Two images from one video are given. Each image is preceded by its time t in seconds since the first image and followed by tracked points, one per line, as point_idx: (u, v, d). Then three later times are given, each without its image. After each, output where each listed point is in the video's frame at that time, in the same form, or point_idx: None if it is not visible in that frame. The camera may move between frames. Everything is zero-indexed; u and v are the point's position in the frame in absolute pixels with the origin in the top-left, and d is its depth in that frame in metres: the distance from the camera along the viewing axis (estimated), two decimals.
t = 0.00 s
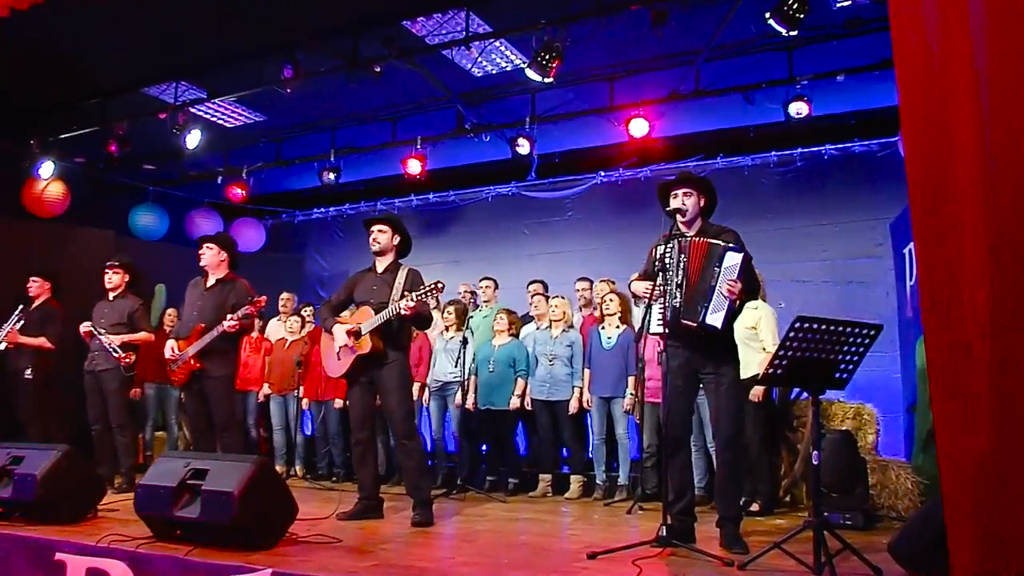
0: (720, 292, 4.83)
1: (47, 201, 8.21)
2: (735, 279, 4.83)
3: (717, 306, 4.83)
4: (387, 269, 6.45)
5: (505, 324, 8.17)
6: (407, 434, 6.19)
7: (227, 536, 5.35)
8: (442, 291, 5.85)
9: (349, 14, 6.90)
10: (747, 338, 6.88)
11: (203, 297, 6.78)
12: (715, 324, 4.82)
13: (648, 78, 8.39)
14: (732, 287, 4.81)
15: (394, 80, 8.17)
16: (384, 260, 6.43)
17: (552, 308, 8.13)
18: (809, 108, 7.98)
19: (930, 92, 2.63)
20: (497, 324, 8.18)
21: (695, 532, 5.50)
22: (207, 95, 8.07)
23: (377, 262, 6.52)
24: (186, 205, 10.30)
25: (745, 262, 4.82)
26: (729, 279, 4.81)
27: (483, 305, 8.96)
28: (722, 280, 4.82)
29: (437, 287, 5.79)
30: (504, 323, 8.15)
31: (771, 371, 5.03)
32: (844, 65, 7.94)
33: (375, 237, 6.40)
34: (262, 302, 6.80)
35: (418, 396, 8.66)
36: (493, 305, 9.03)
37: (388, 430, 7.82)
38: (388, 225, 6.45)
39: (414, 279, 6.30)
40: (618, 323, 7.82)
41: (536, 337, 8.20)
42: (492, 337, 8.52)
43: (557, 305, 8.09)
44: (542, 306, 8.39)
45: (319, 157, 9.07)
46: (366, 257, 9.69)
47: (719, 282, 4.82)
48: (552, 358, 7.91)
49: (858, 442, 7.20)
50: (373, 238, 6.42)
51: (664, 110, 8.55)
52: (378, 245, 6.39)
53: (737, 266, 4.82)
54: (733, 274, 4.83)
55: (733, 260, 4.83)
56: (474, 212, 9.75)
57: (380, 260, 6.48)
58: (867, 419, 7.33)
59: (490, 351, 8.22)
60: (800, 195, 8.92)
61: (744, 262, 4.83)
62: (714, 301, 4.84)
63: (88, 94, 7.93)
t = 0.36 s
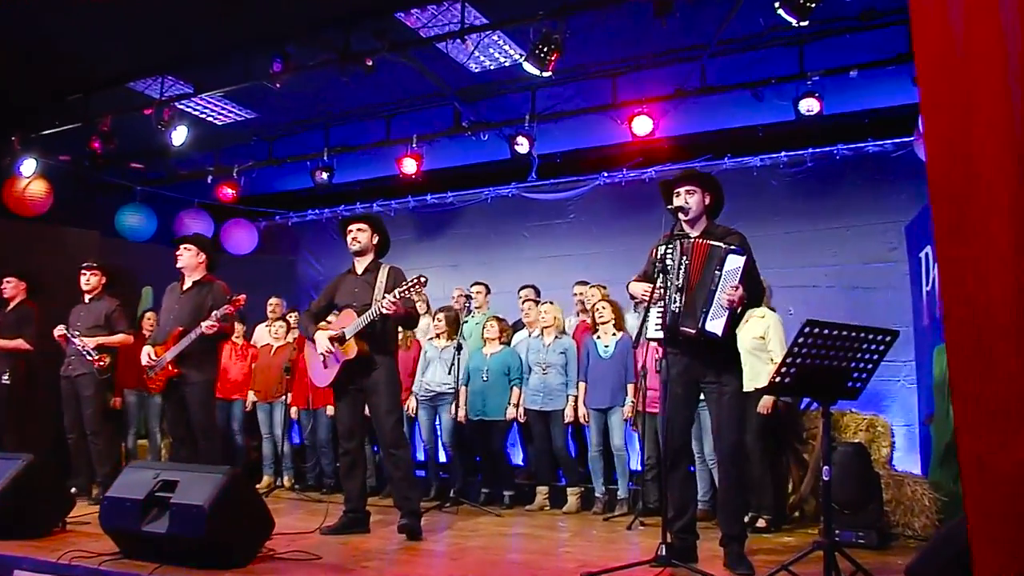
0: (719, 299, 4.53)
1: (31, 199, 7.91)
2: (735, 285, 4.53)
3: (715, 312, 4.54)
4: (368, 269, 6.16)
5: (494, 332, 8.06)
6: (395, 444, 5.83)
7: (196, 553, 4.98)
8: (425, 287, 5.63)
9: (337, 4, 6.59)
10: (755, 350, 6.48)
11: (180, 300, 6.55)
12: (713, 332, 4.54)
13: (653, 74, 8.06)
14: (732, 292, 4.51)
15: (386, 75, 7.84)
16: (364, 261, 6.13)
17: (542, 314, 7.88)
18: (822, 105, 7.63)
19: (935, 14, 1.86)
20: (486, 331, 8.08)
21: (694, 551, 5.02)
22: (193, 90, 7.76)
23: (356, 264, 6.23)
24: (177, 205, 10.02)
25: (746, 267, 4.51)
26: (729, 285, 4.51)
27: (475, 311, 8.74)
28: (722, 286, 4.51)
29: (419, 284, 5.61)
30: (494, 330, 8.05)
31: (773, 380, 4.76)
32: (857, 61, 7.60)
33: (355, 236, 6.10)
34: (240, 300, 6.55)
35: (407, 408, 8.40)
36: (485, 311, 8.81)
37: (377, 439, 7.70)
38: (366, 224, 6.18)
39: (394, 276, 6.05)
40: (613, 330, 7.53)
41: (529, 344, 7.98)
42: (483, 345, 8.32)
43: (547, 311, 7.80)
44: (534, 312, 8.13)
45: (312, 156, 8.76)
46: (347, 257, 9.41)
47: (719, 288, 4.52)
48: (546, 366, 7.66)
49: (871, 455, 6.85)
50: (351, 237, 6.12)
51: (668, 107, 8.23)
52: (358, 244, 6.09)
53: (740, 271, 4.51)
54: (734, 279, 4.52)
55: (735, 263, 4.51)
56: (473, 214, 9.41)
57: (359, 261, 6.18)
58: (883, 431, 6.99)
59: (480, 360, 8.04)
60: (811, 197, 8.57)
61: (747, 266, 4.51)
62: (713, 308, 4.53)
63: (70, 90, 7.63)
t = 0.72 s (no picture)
0: (723, 302, 4.24)
1: (9, 194, 7.57)
2: (743, 289, 4.22)
3: (718, 316, 4.25)
4: (356, 268, 5.81)
5: (490, 334, 7.74)
6: (384, 449, 5.46)
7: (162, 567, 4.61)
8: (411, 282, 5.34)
9: None
10: (761, 352, 6.14)
11: (156, 298, 6.23)
12: (714, 336, 4.24)
13: (656, 66, 7.72)
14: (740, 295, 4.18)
15: (378, 66, 7.50)
16: (353, 259, 5.78)
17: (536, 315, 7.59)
18: (833, 98, 7.28)
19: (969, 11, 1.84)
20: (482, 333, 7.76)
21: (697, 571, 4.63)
22: (178, 81, 7.40)
23: (345, 262, 5.88)
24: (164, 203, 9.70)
25: (757, 269, 4.22)
26: (736, 289, 4.22)
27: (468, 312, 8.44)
28: (729, 288, 4.22)
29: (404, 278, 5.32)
30: (490, 332, 7.74)
31: (782, 386, 4.47)
32: (871, 51, 7.24)
33: (345, 233, 5.77)
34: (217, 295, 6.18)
35: (398, 414, 8.06)
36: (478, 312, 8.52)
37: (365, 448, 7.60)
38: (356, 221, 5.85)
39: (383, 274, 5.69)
40: (611, 332, 7.22)
41: (523, 347, 7.64)
42: (477, 347, 8.02)
43: (542, 312, 7.50)
44: (528, 313, 7.82)
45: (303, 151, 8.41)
46: (334, 254, 9.08)
47: (725, 290, 4.23)
48: (541, 369, 7.32)
49: (884, 465, 6.49)
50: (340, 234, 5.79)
51: (672, 100, 7.89)
52: (348, 241, 5.75)
53: (749, 274, 4.21)
54: (743, 282, 4.21)
55: (745, 265, 4.22)
56: (470, 213, 9.08)
57: (347, 260, 5.84)
58: (900, 438, 6.63)
59: (475, 362, 7.71)
60: (821, 196, 8.22)
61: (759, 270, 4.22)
62: (716, 310, 4.25)
63: (49, 80, 7.28)
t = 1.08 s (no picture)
0: (721, 302, 4.00)
1: None
2: (744, 289, 3.96)
3: (717, 317, 4.01)
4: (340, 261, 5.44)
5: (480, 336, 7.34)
6: (365, 455, 5.09)
7: None
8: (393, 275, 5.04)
9: None
10: (762, 353, 5.79)
11: (128, 295, 5.87)
12: (711, 338, 4.02)
13: (655, 55, 7.39)
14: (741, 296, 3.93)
15: (364, 54, 7.15)
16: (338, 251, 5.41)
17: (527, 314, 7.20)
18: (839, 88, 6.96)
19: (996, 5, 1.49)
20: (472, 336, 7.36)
21: None
22: (154, 69, 7.03)
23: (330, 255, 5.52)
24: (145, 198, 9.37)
25: (759, 269, 3.96)
26: (736, 289, 3.96)
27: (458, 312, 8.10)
28: (729, 288, 3.97)
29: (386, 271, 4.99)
30: (479, 333, 7.31)
31: (783, 389, 4.15)
32: (880, 38, 6.89)
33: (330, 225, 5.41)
34: (190, 289, 5.80)
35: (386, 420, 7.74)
36: (469, 312, 8.19)
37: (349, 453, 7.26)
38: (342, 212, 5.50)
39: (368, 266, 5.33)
40: (606, 332, 6.92)
41: (514, 348, 7.29)
42: (467, 348, 7.64)
43: (533, 310, 7.12)
44: (518, 312, 7.43)
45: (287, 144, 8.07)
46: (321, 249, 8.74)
47: (724, 290, 3.98)
48: (533, 371, 6.98)
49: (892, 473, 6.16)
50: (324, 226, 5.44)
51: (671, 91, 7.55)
52: (332, 233, 5.41)
53: (751, 274, 3.97)
54: (743, 282, 3.96)
55: (748, 264, 3.97)
56: (461, 209, 8.76)
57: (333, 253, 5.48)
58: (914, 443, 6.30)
59: (465, 364, 7.32)
60: (828, 192, 7.87)
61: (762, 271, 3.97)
62: (714, 311, 4.01)
63: (20, 68, 6.95)
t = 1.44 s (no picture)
0: (719, 306, 3.70)
1: None
2: (743, 293, 3.67)
3: (713, 321, 3.72)
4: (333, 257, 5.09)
5: (472, 338, 6.98)
6: (346, 464, 4.76)
7: None
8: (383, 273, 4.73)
9: None
10: (762, 356, 5.49)
11: (106, 291, 5.40)
12: (706, 343, 3.72)
13: (652, 45, 7.10)
14: (741, 299, 3.64)
15: (348, 43, 6.85)
16: (332, 248, 5.07)
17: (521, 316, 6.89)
18: (845, 78, 6.65)
19: None
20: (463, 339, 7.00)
21: None
22: (127, 58, 6.70)
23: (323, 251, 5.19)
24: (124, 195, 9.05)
25: (761, 271, 3.68)
26: (734, 291, 3.66)
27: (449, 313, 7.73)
28: (727, 290, 3.68)
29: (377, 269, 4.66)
30: (471, 336, 6.96)
31: (782, 397, 3.90)
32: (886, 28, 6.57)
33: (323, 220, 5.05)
34: (172, 284, 5.29)
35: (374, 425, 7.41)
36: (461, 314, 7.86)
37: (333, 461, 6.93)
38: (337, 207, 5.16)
39: (363, 263, 4.98)
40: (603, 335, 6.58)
41: (507, 352, 6.96)
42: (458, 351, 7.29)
43: (528, 313, 6.82)
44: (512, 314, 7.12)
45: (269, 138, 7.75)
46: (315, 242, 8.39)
47: (722, 292, 3.67)
48: (527, 375, 6.66)
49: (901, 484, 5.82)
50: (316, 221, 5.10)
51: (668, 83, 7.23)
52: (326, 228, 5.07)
53: (752, 277, 3.69)
54: (743, 285, 3.67)
55: (748, 266, 3.69)
56: (452, 207, 8.45)
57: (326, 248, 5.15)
58: (923, 450, 5.99)
59: (456, 368, 6.97)
60: (833, 189, 7.55)
61: (763, 274, 3.70)
62: (710, 315, 3.72)
63: None
